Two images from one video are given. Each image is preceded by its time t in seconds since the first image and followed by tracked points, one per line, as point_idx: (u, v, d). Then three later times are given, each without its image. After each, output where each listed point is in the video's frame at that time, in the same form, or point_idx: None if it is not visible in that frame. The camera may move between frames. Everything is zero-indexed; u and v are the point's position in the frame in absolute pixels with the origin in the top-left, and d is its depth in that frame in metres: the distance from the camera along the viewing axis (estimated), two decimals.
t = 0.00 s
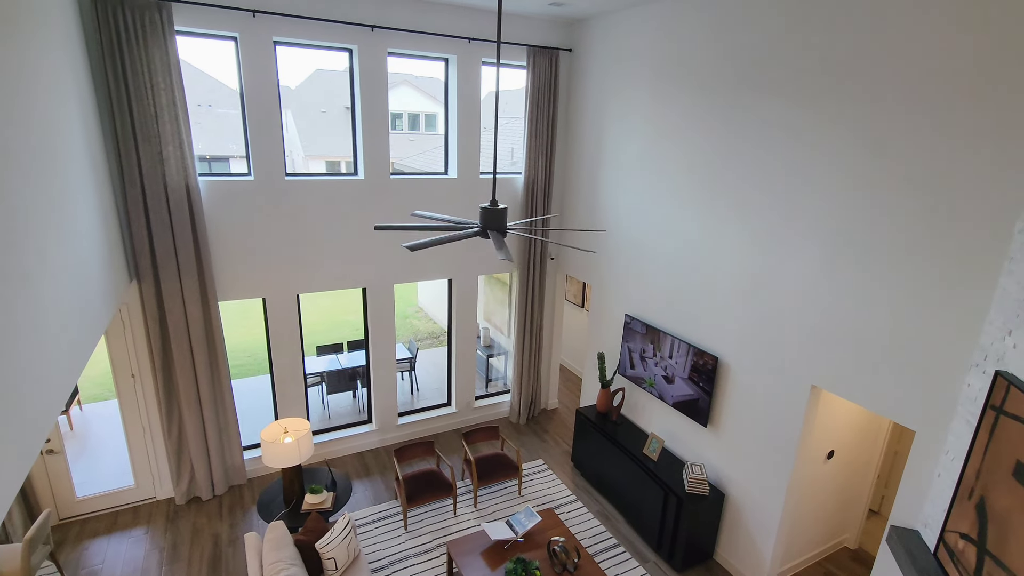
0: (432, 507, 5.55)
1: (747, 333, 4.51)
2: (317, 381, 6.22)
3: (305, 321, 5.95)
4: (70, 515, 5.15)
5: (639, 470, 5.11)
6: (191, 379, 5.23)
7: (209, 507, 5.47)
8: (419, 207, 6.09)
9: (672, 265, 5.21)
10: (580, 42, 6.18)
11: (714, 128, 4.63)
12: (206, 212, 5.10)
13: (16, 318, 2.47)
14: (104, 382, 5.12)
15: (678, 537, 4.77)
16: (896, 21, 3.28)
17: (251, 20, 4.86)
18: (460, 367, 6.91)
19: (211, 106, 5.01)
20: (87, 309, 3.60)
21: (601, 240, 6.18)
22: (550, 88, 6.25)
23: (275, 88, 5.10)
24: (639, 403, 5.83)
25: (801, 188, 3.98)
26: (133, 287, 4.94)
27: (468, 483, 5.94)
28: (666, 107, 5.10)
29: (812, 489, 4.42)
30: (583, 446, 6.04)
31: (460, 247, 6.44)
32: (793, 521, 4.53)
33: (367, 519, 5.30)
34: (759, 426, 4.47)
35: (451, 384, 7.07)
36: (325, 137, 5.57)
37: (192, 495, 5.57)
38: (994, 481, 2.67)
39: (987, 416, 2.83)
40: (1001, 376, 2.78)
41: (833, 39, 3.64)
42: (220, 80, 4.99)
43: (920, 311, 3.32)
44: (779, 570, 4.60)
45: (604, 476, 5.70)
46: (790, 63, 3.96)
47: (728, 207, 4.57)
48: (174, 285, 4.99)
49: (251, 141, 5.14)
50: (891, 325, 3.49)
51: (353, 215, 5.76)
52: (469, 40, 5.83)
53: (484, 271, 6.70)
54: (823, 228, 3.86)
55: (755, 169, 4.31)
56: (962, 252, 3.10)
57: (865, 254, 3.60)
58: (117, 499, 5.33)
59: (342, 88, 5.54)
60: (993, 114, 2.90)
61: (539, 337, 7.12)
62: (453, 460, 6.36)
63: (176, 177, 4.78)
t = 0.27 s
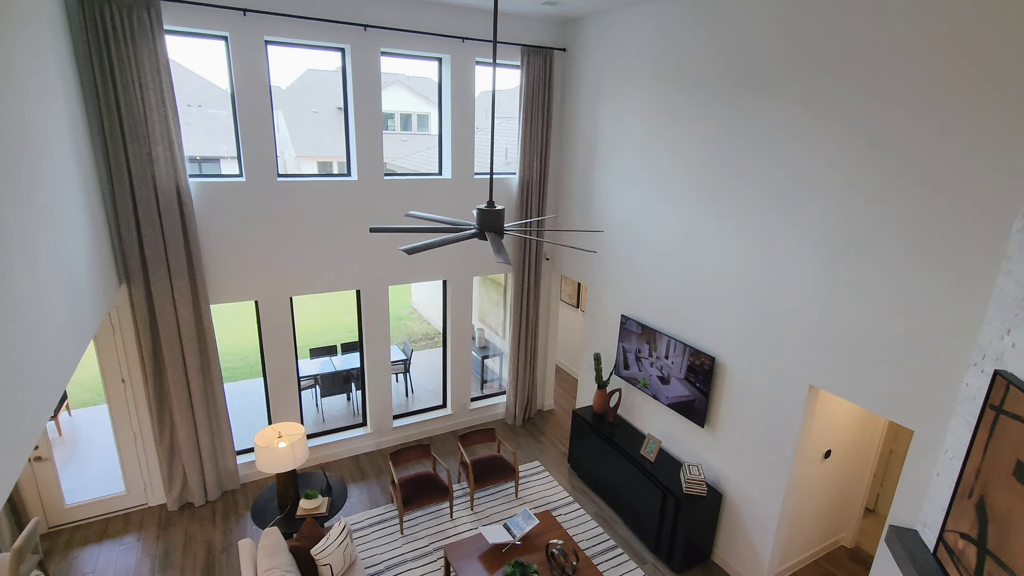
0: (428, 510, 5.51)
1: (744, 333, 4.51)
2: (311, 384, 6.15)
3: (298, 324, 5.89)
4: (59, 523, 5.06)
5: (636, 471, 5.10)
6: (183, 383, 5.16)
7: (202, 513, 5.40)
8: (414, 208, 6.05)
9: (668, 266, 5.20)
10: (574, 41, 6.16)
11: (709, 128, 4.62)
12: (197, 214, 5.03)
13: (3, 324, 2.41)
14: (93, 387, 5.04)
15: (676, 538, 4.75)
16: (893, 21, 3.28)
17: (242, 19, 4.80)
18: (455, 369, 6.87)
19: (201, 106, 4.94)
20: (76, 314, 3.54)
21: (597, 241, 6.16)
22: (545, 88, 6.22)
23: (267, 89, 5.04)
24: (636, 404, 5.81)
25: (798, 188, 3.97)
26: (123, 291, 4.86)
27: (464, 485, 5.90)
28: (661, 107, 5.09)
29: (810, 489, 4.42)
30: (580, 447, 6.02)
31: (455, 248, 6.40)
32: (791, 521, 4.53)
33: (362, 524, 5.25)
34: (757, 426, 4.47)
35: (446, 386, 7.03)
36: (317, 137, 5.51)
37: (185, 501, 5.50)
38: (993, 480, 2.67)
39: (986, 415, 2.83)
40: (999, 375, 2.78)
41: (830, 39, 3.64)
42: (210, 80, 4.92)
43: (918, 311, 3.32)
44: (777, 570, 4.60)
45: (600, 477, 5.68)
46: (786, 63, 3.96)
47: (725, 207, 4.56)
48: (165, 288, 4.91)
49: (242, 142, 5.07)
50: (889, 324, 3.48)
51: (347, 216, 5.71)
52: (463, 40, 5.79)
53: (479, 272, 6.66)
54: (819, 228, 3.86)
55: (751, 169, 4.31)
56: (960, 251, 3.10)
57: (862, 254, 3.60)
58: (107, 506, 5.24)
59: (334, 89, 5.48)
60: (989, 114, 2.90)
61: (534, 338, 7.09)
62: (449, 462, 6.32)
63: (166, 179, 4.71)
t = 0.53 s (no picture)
0: (424, 511, 5.48)
1: (739, 331, 4.50)
2: (304, 385, 6.10)
3: (291, 325, 5.83)
4: (48, 529, 4.97)
5: (633, 470, 5.09)
6: (174, 386, 5.09)
7: (194, 517, 5.33)
8: (407, 207, 6.00)
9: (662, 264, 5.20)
10: (567, 39, 6.14)
11: (704, 126, 4.61)
12: (187, 215, 4.96)
13: None
14: (82, 391, 4.96)
15: (672, 536, 4.75)
16: (887, 18, 3.27)
17: (231, 16, 4.73)
18: (450, 368, 6.83)
19: (190, 105, 4.87)
20: (64, 318, 3.47)
21: (591, 239, 6.14)
22: (538, 86, 6.19)
23: (256, 87, 4.97)
24: (631, 403, 5.81)
25: (793, 186, 3.97)
26: (111, 293, 4.78)
27: (459, 486, 5.88)
28: (655, 105, 5.08)
29: (806, 486, 4.43)
30: (575, 446, 6.01)
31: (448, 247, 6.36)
32: (787, 518, 4.54)
33: (357, 526, 5.21)
34: (752, 424, 4.47)
35: (441, 386, 7.00)
36: (309, 136, 5.45)
37: (176, 506, 5.43)
38: (989, 477, 2.68)
39: (982, 412, 2.84)
40: (995, 373, 2.79)
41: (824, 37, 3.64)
42: (199, 79, 4.85)
43: (913, 308, 3.33)
44: (773, 567, 4.62)
45: (596, 476, 5.68)
46: (780, 60, 3.95)
47: (719, 205, 4.56)
48: (155, 290, 4.84)
49: (232, 141, 5.00)
50: (884, 322, 3.49)
51: (339, 216, 5.65)
52: (455, 38, 5.75)
53: (473, 271, 6.63)
54: (814, 225, 3.86)
55: (746, 167, 4.30)
56: (954, 249, 3.11)
57: (857, 252, 3.60)
58: (97, 511, 5.17)
59: (326, 87, 5.42)
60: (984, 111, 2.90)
61: (529, 337, 7.06)
62: (444, 463, 6.29)
63: (155, 179, 4.64)
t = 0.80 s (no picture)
0: (421, 510, 5.46)
1: (735, 328, 4.51)
2: (299, 385, 6.06)
3: (285, 325, 5.79)
4: (40, 531, 4.93)
5: (629, 467, 5.10)
6: (167, 387, 5.04)
7: (189, 518, 5.29)
8: (402, 206, 5.97)
9: (658, 262, 5.20)
10: (562, 36, 6.11)
11: (700, 123, 4.61)
12: (179, 214, 4.91)
13: None
14: (73, 393, 4.90)
15: (669, 533, 4.76)
16: (884, 16, 3.27)
17: (223, 13, 4.68)
18: (445, 367, 6.81)
19: (182, 103, 4.81)
20: (55, 320, 3.43)
21: (586, 237, 6.14)
22: (533, 83, 6.17)
23: (249, 85, 4.93)
24: (627, 400, 5.81)
25: (789, 183, 3.97)
26: (103, 293, 4.73)
27: (456, 485, 5.87)
28: (651, 102, 5.07)
29: (802, 482, 4.45)
30: (572, 444, 6.01)
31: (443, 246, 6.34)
32: (783, 515, 4.56)
33: (354, 526, 5.19)
34: (748, 420, 4.48)
35: (437, 385, 6.97)
36: (302, 134, 5.41)
37: (171, 507, 5.39)
38: (985, 473, 2.70)
39: (977, 408, 2.86)
40: (991, 369, 2.80)
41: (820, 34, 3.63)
42: (191, 76, 4.79)
43: (909, 305, 3.34)
44: (769, 563, 4.63)
45: (593, 473, 5.68)
46: (777, 58, 3.95)
47: (715, 203, 4.56)
48: (147, 290, 4.79)
49: (225, 140, 4.96)
50: (880, 318, 3.50)
51: (334, 214, 5.62)
52: (450, 35, 5.71)
53: (468, 269, 6.61)
54: (810, 223, 3.86)
55: (742, 164, 4.30)
56: (951, 247, 3.11)
57: (853, 250, 3.61)
58: (90, 513, 5.12)
59: (319, 84, 5.37)
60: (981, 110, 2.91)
61: (524, 335, 7.05)
62: (441, 462, 6.27)
63: (147, 178, 4.58)
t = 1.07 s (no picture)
0: (417, 506, 5.45)
1: (731, 321, 4.51)
2: (293, 381, 6.02)
3: (279, 321, 5.74)
4: (33, 531, 4.88)
5: (626, 461, 5.11)
6: (160, 385, 5.00)
7: (183, 517, 5.26)
8: (396, 200, 5.92)
9: (653, 255, 5.19)
10: (556, 28, 6.06)
11: (695, 116, 4.59)
12: (170, 210, 4.84)
13: None
14: (64, 392, 4.85)
15: (665, 526, 4.78)
16: (879, 7, 3.25)
17: (212, 5, 4.60)
18: (441, 363, 6.79)
19: (171, 97, 4.73)
20: (44, 320, 3.38)
21: (581, 231, 6.12)
22: (527, 76, 6.12)
23: (239, 78, 4.85)
24: (623, 394, 5.81)
25: (785, 177, 3.96)
26: (93, 291, 4.67)
27: (453, 480, 5.86)
28: (645, 95, 5.05)
29: (797, 474, 4.47)
30: (568, 438, 6.01)
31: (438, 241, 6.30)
32: (779, 506, 4.58)
33: (350, 522, 5.17)
34: (744, 413, 4.49)
35: (432, 380, 6.95)
36: (293, 129, 5.35)
37: (165, 506, 5.35)
38: (980, 464, 2.71)
39: (972, 400, 2.87)
40: (985, 360, 2.81)
41: (815, 26, 3.61)
42: (179, 70, 4.72)
43: (905, 297, 3.34)
44: (765, 554, 4.66)
45: (589, 467, 5.70)
46: (771, 50, 3.93)
47: (710, 196, 4.55)
48: (138, 288, 4.73)
49: (215, 135, 4.89)
50: (876, 311, 3.50)
51: (327, 210, 5.56)
52: (442, 27, 5.66)
53: (463, 264, 6.57)
54: (806, 216, 3.86)
55: (737, 157, 4.29)
56: (945, 239, 3.12)
57: (848, 242, 3.61)
58: (84, 512, 5.08)
59: (310, 78, 5.31)
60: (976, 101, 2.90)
61: (520, 329, 7.03)
62: (437, 457, 6.26)
63: (136, 173, 4.52)
